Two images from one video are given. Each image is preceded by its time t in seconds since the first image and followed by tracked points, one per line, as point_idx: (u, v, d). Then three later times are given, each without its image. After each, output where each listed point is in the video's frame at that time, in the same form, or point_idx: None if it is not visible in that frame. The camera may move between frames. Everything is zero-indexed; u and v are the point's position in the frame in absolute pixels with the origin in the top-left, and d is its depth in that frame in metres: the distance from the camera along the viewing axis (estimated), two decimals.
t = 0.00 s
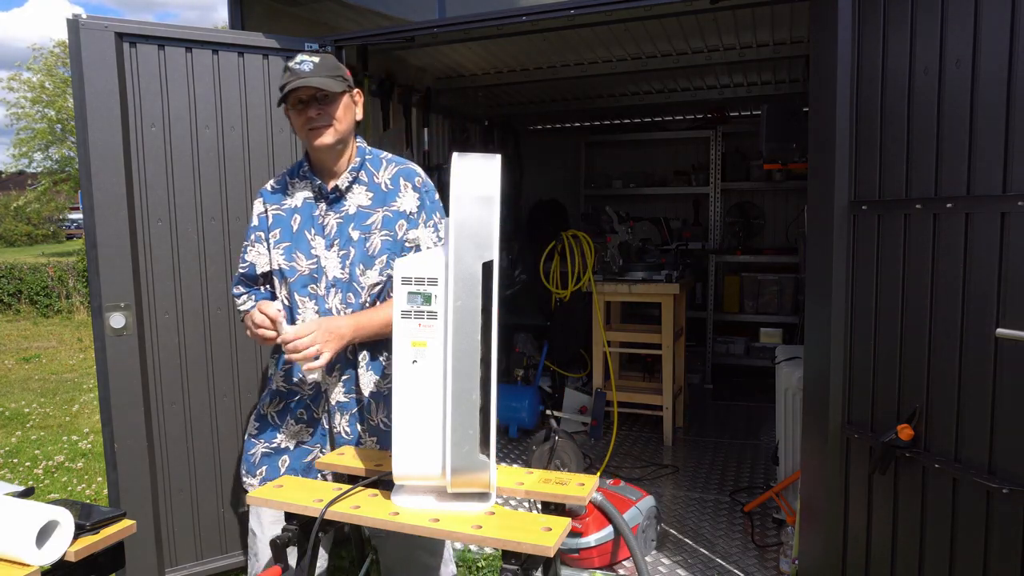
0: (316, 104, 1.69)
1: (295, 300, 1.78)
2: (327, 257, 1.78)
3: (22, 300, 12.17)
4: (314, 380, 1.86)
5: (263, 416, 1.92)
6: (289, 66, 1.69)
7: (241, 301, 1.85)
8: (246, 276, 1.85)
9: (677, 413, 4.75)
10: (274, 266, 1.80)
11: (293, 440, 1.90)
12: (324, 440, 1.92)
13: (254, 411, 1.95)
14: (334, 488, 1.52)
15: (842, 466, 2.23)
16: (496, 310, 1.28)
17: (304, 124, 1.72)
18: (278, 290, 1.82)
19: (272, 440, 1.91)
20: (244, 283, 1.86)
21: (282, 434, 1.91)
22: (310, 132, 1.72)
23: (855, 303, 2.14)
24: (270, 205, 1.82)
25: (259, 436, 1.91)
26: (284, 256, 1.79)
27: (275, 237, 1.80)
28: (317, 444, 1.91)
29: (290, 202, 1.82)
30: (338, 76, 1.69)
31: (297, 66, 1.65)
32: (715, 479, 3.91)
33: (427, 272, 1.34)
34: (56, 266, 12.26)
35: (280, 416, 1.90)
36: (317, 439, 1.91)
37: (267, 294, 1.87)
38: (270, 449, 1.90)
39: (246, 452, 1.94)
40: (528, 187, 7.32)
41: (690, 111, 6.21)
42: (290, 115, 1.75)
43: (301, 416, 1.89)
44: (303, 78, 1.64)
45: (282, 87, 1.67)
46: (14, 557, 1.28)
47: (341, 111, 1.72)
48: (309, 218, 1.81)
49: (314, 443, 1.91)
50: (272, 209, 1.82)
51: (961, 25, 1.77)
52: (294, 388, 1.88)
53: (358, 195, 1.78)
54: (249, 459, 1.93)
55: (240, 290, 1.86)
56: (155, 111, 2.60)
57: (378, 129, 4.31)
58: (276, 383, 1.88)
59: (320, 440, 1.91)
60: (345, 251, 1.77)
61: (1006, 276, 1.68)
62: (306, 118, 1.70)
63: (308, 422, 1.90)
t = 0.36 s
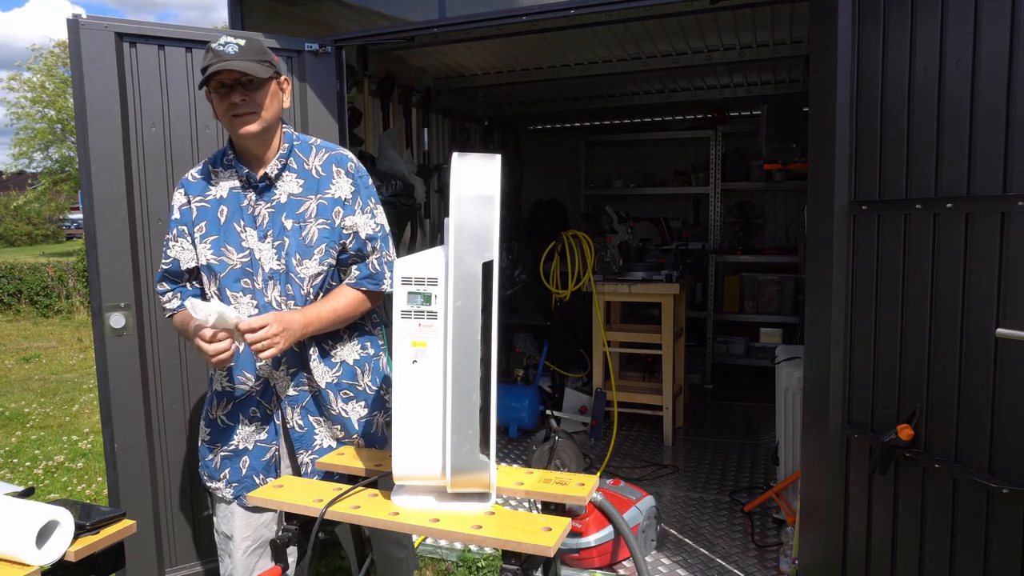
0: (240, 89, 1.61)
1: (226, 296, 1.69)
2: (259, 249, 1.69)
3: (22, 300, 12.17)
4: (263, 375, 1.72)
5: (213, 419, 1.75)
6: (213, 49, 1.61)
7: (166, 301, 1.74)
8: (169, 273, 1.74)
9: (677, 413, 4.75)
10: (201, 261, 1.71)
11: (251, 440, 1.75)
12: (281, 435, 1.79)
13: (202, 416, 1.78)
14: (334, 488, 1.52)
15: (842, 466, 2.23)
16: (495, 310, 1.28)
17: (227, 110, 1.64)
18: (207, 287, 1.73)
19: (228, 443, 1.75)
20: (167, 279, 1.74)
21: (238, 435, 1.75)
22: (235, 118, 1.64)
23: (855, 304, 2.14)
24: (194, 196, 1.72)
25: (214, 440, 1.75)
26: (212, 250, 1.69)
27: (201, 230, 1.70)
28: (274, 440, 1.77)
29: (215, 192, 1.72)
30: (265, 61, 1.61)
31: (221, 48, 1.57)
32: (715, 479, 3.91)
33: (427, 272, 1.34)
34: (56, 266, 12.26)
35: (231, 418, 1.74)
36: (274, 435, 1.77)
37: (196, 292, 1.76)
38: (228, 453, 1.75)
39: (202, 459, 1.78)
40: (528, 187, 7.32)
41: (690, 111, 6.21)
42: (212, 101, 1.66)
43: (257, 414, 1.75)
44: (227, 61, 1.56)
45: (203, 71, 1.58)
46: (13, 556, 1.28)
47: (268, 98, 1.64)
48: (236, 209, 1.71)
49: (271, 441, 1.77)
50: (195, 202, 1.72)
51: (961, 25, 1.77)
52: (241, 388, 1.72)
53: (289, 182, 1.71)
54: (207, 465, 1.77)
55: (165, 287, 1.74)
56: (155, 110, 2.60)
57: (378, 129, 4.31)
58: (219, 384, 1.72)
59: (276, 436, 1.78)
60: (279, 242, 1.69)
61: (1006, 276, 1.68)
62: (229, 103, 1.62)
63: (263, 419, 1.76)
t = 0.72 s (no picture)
0: (233, 86, 1.60)
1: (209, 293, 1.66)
2: (247, 247, 1.68)
3: (22, 300, 12.17)
4: (243, 373, 1.69)
5: (193, 418, 1.72)
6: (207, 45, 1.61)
7: (147, 295, 1.69)
8: (151, 268, 1.69)
9: (677, 413, 4.75)
10: (183, 257, 1.68)
11: (231, 440, 1.71)
12: (263, 436, 1.72)
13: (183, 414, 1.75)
14: (334, 488, 1.52)
15: (842, 466, 2.23)
16: (495, 310, 1.28)
17: (219, 106, 1.63)
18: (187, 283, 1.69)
19: (208, 443, 1.71)
20: (151, 274, 1.69)
21: (218, 436, 1.71)
22: (227, 114, 1.63)
23: (855, 304, 2.14)
24: (180, 190, 1.70)
25: (194, 441, 1.72)
26: (197, 247, 1.67)
27: (186, 226, 1.68)
28: (257, 441, 1.72)
29: (201, 189, 1.70)
30: (260, 60, 1.62)
31: (216, 44, 1.57)
32: (715, 479, 3.91)
33: (427, 272, 1.34)
34: (56, 266, 12.25)
35: (211, 418, 1.71)
36: (255, 436, 1.72)
37: (177, 290, 1.71)
38: (209, 454, 1.71)
39: (184, 460, 1.74)
40: (528, 187, 7.33)
41: (690, 111, 6.21)
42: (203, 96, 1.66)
43: (236, 413, 1.71)
44: (222, 57, 1.56)
45: (196, 66, 1.58)
46: (13, 556, 1.29)
47: (261, 97, 1.65)
48: (224, 206, 1.70)
49: (254, 440, 1.72)
50: (181, 197, 1.70)
51: (962, 26, 1.77)
52: (222, 385, 1.69)
53: (279, 182, 1.71)
54: (188, 469, 1.73)
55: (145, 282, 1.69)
56: (155, 110, 2.60)
57: (378, 129, 4.31)
58: (199, 381, 1.70)
59: (258, 436, 1.72)
60: (267, 240, 1.69)
61: (1006, 276, 1.69)
62: (221, 99, 1.61)
63: (243, 418, 1.71)
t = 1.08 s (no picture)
0: (273, 90, 1.62)
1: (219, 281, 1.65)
2: (263, 242, 1.68)
3: (22, 300, 12.18)
4: (245, 364, 1.71)
5: (193, 410, 1.73)
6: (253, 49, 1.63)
7: (161, 283, 1.68)
8: (168, 255, 1.69)
9: (677, 413, 4.75)
10: (199, 246, 1.68)
11: (229, 434, 1.71)
12: (258, 432, 1.72)
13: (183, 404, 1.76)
14: (334, 488, 1.52)
15: (843, 467, 2.23)
16: (495, 310, 1.28)
17: (256, 107, 1.64)
18: (200, 271, 1.68)
19: (206, 437, 1.71)
20: (166, 261, 1.69)
21: (217, 430, 1.71)
22: (262, 117, 1.64)
23: (855, 304, 2.14)
24: (204, 183, 1.71)
25: (192, 433, 1.72)
26: (213, 237, 1.67)
27: (206, 216, 1.69)
28: (253, 436, 1.72)
29: (224, 184, 1.71)
30: (302, 70, 1.64)
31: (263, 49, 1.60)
32: (715, 479, 3.91)
33: (427, 272, 1.34)
34: (56, 266, 12.26)
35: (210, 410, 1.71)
36: (253, 431, 1.72)
37: (190, 279, 1.71)
38: (206, 447, 1.71)
39: (182, 453, 1.74)
40: (528, 187, 7.33)
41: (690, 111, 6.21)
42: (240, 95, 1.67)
43: (236, 407, 1.71)
44: (268, 62, 1.59)
45: (241, 66, 1.60)
46: (14, 557, 1.29)
47: (298, 107, 1.67)
48: (244, 201, 1.70)
49: (251, 435, 1.72)
50: (205, 189, 1.71)
51: (961, 25, 1.77)
52: (222, 376, 1.71)
53: (302, 183, 1.71)
54: (186, 461, 1.73)
55: (160, 269, 1.69)
56: (155, 110, 2.60)
57: (378, 129, 4.31)
58: (201, 371, 1.72)
59: (255, 431, 1.72)
60: (284, 236, 1.68)
61: (1007, 276, 1.69)
62: (259, 101, 1.63)
63: (242, 412, 1.72)
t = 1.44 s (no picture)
0: (314, 99, 1.61)
1: (250, 280, 1.64)
2: (292, 244, 1.67)
3: (22, 300, 12.18)
4: (268, 363, 1.70)
5: (209, 405, 1.71)
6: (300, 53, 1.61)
7: (188, 279, 1.63)
8: (196, 248, 1.64)
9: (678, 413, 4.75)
10: (230, 243, 1.66)
11: (246, 432, 1.70)
12: (278, 431, 1.73)
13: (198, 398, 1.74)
14: (334, 488, 1.51)
15: (843, 467, 2.22)
16: (495, 310, 1.28)
17: (294, 112, 1.63)
18: (233, 268, 1.68)
19: (221, 433, 1.69)
20: (194, 256, 1.64)
21: (233, 427, 1.70)
22: (298, 123, 1.63)
23: (855, 304, 2.14)
24: (235, 180, 1.68)
25: (207, 429, 1.70)
26: (245, 235, 1.66)
27: (238, 214, 1.67)
28: (271, 435, 1.72)
29: (256, 182, 1.69)
30: (344, 83, 1.63)
31: (309, 58, 1.58)
32: (715, 479, 3.91)
33: (427, 272, 1.34)
34: (56, 266, 12.26)
35: (227, 407, 1.70)
36: (271, 429, 1.72)
37: (218, 275, 1.67)
38: (221, 444, 1.69)
39: (192, 448, 1.72)
40: (528, 187, 7.33)
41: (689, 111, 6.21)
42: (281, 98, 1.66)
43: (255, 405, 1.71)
44: (313, 72, 1.57)
45: (285, 71, 1.59)
46: (14, 556, 1.29)
47: (335, 118, 1.66)
48: (275, 201, 1.69)
49: (267, 434, 1.72)
50: (236, 186, 1.68)
51: (961, 25, 1.77)
52: (244, 373, 1.70)
53: (330, 190, 1.71)
54: (197, 457, 1.71)
55: (185, 261, 1.64)
56: (155, 110, 2.60)
57: (378, 129, 4.31)
58: (223, 367, 1.70)
59: (274, 429, 1.73)
60: (312, 239, 1.68)
61: (1007, 276, 1.68)
62: (298, 107, 1.62)
63: (261, 410, 1.71)
